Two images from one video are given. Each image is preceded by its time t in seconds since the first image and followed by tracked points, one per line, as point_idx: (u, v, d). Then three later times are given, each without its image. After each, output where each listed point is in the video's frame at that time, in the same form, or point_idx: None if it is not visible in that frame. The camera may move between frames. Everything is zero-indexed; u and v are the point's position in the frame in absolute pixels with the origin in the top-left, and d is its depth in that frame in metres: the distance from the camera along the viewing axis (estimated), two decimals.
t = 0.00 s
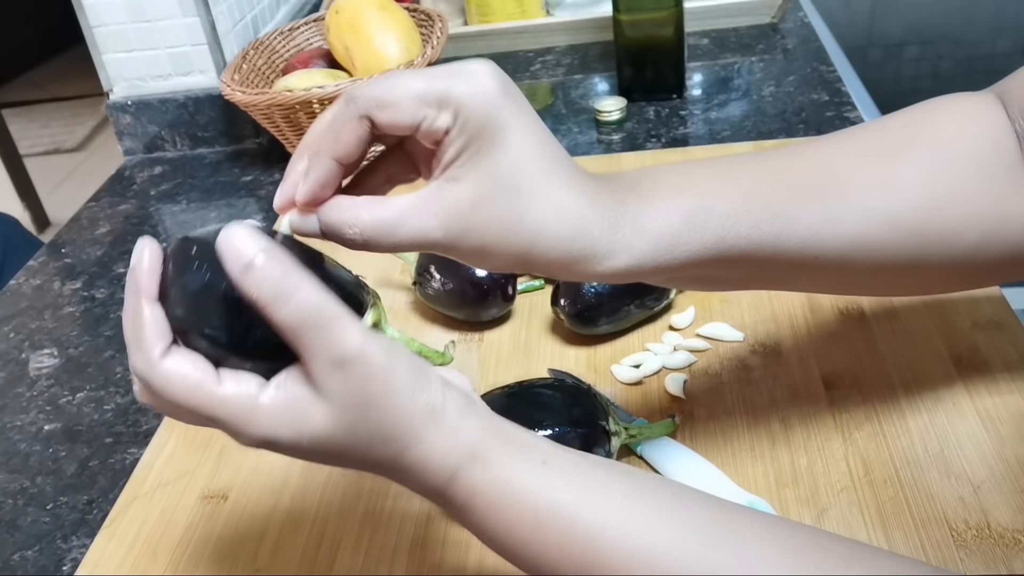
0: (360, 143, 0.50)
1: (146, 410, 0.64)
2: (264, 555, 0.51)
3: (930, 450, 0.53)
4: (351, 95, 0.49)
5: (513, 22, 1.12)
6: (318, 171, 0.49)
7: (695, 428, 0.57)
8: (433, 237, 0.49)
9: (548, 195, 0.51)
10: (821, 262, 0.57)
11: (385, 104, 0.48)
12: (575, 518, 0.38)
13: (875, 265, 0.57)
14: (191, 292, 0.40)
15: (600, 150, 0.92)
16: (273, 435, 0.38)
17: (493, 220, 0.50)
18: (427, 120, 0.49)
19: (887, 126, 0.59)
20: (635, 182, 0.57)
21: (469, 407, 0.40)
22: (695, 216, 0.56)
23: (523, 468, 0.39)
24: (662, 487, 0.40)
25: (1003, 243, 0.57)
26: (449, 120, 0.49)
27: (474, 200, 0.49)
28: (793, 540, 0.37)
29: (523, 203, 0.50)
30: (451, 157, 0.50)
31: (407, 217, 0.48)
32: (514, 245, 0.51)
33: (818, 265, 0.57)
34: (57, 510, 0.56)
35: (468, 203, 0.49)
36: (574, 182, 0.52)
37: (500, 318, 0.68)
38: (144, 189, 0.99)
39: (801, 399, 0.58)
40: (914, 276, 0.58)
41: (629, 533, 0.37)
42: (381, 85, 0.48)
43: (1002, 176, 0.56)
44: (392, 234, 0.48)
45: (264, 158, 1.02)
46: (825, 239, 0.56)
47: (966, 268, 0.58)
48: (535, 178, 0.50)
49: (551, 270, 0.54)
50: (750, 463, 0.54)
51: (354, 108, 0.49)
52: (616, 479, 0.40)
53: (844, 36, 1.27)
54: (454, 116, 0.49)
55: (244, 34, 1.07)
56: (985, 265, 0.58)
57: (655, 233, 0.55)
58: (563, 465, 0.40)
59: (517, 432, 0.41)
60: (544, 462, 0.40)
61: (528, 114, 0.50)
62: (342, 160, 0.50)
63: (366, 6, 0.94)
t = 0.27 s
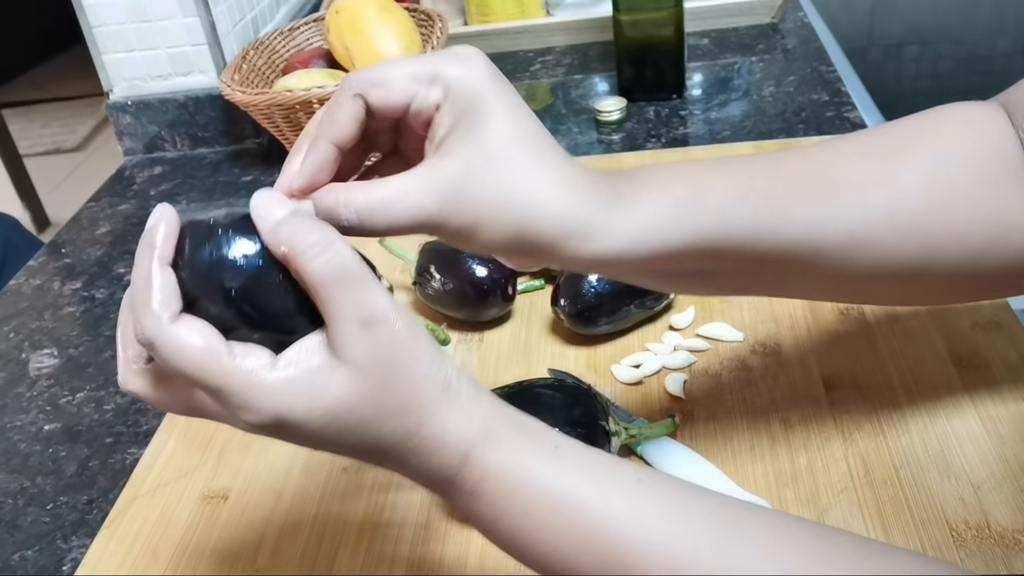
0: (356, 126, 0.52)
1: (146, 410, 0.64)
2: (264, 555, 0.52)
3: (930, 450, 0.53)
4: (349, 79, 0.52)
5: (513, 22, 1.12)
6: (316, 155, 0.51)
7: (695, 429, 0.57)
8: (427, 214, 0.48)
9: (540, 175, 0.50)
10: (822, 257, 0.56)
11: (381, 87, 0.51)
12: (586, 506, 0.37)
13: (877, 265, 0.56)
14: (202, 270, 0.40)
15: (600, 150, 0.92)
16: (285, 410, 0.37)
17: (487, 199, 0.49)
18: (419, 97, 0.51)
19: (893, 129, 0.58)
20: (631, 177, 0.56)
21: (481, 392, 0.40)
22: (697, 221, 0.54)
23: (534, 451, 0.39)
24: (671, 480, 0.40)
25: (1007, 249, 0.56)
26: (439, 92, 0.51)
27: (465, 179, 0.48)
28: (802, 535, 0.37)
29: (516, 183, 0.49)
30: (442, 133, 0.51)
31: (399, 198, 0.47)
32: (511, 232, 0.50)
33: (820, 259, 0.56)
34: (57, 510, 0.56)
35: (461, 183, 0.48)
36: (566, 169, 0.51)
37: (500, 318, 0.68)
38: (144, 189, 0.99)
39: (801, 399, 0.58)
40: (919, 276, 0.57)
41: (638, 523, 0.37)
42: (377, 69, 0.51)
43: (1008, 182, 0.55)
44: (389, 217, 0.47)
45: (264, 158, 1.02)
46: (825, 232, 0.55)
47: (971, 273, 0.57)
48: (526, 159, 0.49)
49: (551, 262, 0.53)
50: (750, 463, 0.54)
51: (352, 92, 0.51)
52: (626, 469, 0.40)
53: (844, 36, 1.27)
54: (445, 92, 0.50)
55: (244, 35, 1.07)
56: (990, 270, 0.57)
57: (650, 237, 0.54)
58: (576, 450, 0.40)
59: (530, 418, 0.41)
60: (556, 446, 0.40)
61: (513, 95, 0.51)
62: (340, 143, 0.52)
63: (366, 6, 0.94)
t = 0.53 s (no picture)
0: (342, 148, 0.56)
1: (146, 410, 0.64)
2: (264, 555, 0.52)
3: (929, 450, 0.53)
4: (321, 109, 0.56)
5: (513, 22, 1.12)
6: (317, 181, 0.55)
7: (695, 428, 0.57)
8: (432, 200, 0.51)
9: (519, 132, 0.53)
10: (816, 219, 0.56)
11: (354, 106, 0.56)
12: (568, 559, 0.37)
13: (868, 234, 0.56)
14: (202, 325, 0.39)
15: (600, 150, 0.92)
16: (261, 459, 0.39)
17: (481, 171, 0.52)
18: (393, 101, 0.56)
19: (885, 107, 0.58)
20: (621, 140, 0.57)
21: (463, 449, 0.40)
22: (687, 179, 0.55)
23: (510, 511, 0.38)
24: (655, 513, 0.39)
25: (999, 225, 0.56)
26: (411, 87, 0.56)
27: (457, 152, 0.52)
28: (793, 552, 0.37)
29: (501, 138, 0.52)
30: (423, 123, 0.55)
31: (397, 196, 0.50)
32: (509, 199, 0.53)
33: (814, 221, 0.56)
34: (57, 510, 0.56)
35: (455, 157, 0.52)
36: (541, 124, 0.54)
37: (500, 318, 0.68)
38: (144, 189, 0.99)
39: (801, 398, 0.58)
40: (910, 250, 0.57)
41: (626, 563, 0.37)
42: (342, 91, 0.56)
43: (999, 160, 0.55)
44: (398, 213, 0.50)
45: (264, 159, 1.02)
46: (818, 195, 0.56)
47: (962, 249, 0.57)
48: (502, 116, 0.53)
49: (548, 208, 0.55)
50: (750, 463, 0.54)
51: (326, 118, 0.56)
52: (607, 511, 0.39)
53: (844, 36, 1.27)
54: (411, 87, 0.56)
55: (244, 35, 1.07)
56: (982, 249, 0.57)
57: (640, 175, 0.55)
58: (554, 505, 0.39)
59: (507, 474, 0.40)
60: (531, 501, 0.39)
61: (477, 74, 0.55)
62: (332, 167, 0.56)
63: (366, 6, 0.94)
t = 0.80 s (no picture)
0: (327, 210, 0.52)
1: (146, 410, 0.64)
2: (264, 555, 0.52)
3: (929, 450, 0.53)
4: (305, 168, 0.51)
5: (513, 22, 1.12)
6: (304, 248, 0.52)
7: (695, 428, 0.57)
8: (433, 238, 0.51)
9: (513, 156, 0.51)
10: (802, 220, 0.56)
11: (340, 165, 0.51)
12: None
13: (856, 229, 0.56)
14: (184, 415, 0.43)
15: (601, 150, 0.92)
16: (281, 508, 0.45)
17: (476, 202, 0.50)
18: (381, 146, 0.52)
19: (871, 104, 0.58)
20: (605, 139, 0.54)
21: (454, 484, 0.42)
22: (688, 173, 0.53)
23: (512, 548, 0.39)
24: (652, 530, 0.39)
25: (982, 217, 0.57)
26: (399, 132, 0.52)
27: (449, 190, 0.50)
28: (796, 547, 0.38)
29: (495, 168, 0.50)
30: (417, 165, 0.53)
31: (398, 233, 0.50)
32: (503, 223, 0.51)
33: (797, 223, 0.56)
34: (57, 510, 0.56)
35: (448, 195, 0.50)
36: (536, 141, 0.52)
37: (500, 318, 0.68)
38: (144, 189, 0.99)
39: (801, 398, 0.58)
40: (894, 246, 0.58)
41: None
42: (325, 147, 0.51)
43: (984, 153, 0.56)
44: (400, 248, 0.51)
45: (264, 159, 1.02)
46: (804, 195, 0.55)
47: (947, 241, 0.58)
48: (495, 143, 0.51)
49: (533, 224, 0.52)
50: (750, 463, 0.54)
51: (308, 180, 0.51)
52: (603, 535, 0.39)
53: (844, 36, 1.27)
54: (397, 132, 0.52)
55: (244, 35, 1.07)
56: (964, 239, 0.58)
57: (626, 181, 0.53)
58: (548, 537, 0.39)
59: (501, 510, 0.41)
60: (528, 537, 0.39)
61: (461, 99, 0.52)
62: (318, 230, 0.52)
63: (366, 6, 0.94)
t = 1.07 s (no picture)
0: (304, 250, 0.52)
1: (146, 410, 0.64)
2: (264, 554, 0.52)
3: (929, 450, 0.53)
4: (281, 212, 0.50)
5: (513, 22, 1.12)
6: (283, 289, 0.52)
7: (696, 428, 0.57)
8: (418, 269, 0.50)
9: (499, 187, 0.50)
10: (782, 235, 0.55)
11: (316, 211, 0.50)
12: None
13: (837, 244, 0.56)
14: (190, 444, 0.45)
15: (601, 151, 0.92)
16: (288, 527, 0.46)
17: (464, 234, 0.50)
18: (358, 189, 0.51)
19: (851, 121, 0.57)
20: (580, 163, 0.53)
21: (458, 495, 0.43)
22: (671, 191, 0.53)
23: (517, 557, 0.40)
24: (657, 533, 0.39)
25: (964, 229, 0.56)
26: (378, 175, 0.51)
27: (436, 225, 0.50)
28: (799, 547, 0.38)
29: (482, 201, 0.50)
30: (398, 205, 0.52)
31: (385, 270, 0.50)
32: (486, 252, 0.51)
33: (778, 238, 0.55)
34: (57, 510, 0.56)
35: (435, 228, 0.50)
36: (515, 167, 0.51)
37: (500, 318, 0.68)
38: (144, 189, 0.99)
39: (801, 399, 0.58)
40: (876, 259, 0.57)
41: None
42: (301, 190, 0.50)
43: (966, 165, 0.55)
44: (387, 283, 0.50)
45: (264, 158, 1.02)
46: (784, 210, 0.54)
47: (927, 255, 0.57)
48: (477, 173, 0.50)
49: (516, 250, 0.52)
50: (750, 463, 0.54)
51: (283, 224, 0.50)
52: (608, 540, 0.39)
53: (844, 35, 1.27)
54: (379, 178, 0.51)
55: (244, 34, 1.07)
56: (945, 252, 0.57)
57: (607, 203, 0.52)
58: (552, 544, 0.39)
59: (503, 520, 0.41)
60: (534, 546, 0.39)
61: (436, 132, 0.52)
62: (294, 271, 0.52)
63: (366, 6, 0.94)
